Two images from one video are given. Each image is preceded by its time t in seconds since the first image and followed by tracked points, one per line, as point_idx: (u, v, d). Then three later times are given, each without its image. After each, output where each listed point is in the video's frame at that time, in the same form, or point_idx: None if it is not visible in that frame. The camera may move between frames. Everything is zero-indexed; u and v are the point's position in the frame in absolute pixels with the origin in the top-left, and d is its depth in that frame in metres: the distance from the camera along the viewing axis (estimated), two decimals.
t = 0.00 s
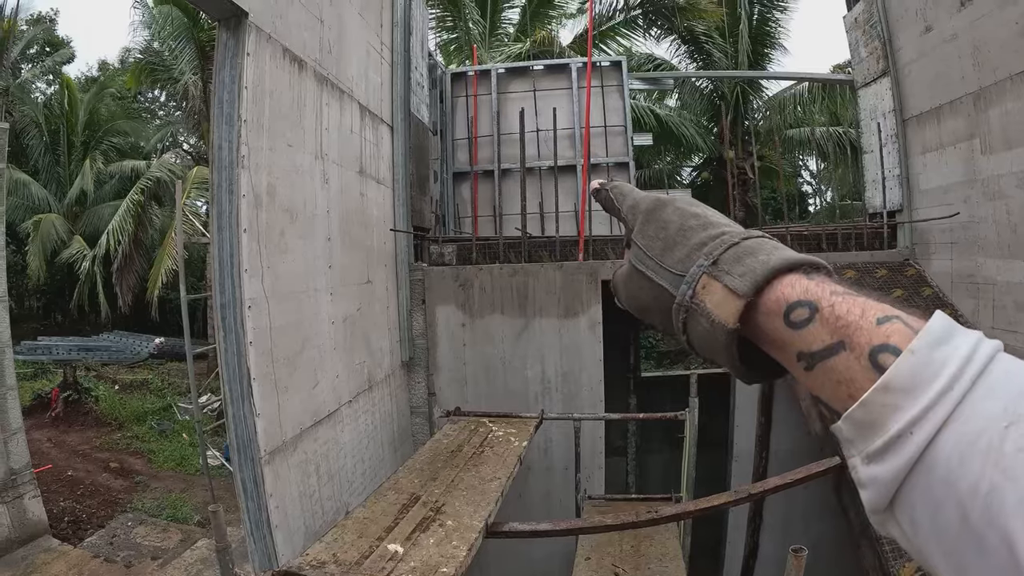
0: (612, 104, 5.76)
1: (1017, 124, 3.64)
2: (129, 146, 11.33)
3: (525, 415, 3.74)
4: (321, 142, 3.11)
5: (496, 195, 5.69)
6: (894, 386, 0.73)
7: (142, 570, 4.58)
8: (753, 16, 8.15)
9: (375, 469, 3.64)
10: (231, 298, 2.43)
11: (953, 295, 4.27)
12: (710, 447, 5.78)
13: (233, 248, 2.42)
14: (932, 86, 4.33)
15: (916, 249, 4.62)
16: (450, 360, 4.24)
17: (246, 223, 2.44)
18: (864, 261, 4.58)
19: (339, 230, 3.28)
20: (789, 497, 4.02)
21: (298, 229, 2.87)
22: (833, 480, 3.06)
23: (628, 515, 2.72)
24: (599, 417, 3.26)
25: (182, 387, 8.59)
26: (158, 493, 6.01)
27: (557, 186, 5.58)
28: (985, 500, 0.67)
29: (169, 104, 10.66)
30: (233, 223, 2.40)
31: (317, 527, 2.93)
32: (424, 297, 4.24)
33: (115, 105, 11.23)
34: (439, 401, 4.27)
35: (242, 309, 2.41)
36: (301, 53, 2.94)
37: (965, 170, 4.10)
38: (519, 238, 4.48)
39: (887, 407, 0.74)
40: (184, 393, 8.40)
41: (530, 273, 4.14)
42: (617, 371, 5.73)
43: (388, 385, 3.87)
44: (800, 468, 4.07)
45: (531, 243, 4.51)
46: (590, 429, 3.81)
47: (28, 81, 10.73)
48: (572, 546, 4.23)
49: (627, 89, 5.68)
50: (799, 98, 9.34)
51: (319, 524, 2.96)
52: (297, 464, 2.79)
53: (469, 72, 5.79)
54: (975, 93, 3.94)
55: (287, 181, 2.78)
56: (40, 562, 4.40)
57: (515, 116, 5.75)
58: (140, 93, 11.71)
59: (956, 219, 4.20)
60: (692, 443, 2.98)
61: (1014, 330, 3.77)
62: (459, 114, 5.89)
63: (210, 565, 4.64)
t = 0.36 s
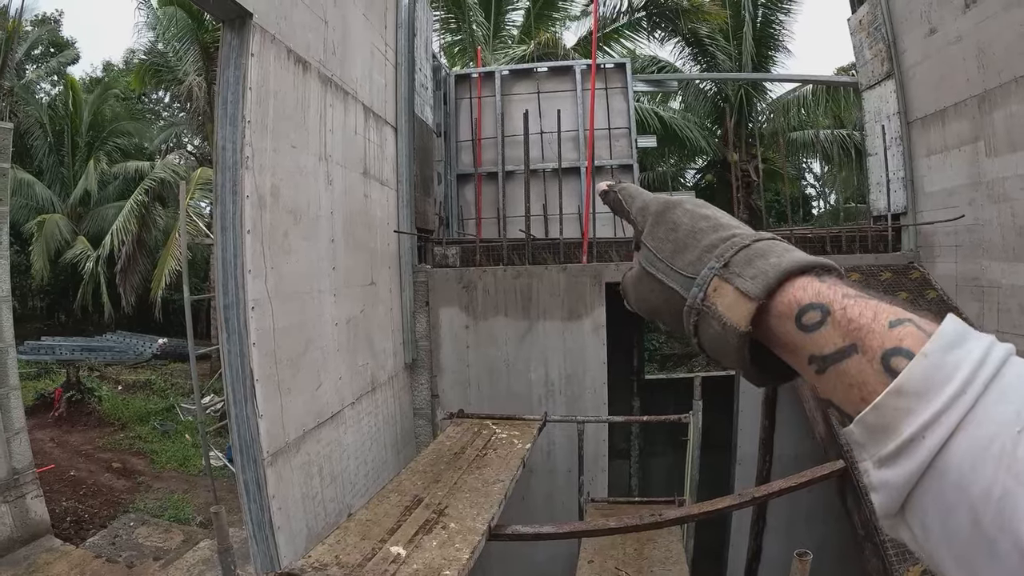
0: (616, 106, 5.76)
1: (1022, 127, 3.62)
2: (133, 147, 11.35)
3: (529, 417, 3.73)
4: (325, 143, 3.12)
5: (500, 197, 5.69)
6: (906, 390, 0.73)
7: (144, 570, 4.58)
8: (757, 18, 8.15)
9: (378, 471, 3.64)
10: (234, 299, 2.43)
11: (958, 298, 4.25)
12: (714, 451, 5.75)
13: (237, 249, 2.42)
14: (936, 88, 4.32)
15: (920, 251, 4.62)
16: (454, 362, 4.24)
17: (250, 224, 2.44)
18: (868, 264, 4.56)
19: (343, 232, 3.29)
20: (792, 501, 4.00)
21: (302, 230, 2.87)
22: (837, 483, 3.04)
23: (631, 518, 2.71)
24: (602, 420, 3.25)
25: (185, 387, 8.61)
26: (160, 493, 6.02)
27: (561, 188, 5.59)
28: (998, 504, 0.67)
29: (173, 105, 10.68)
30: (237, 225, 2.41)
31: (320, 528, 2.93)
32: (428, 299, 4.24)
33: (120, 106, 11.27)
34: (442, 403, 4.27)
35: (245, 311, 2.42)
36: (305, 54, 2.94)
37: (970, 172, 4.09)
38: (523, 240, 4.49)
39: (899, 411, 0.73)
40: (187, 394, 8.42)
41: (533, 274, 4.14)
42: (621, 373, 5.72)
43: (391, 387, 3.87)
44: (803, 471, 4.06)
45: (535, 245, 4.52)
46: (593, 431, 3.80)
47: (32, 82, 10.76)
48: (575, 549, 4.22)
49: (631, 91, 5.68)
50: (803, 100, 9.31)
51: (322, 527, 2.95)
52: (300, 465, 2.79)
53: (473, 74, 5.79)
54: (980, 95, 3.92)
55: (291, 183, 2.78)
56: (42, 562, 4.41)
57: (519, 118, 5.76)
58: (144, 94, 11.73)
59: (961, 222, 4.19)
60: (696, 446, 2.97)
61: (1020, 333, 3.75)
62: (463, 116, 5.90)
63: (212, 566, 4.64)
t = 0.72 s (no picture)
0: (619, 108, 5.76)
1: None
2: (136, 148, 11.37)
3: (531, 419, 3.73)
4: (328, 144, 3.12)
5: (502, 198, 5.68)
6: (981, 303, 0.71)
7: (145, 571, 4.58)
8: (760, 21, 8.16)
9: (380, 473, 3.63)
10: (236, 299, 2.43)
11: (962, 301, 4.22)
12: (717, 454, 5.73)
13: (238, 249, 2.42)
14: (940, 90, 4.30)
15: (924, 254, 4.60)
16: (457, 363, 4.24)
17: (251, 224, 2.44)
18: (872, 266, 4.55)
19: (345, 233, 3.29)
20: (795, 504, 3.99)
21: (304, 231, 2.87)
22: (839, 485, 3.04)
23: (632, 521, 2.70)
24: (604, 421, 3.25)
25: (187, 388, 8.63)
26: (162, 494, 6.02)
27: (564, 190, 5.59)
28: None
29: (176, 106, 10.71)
30: (239, 225, 2.41)
31: (321, 530, 2.93)
32: (430, 300, 4.24)
33: (123, 107, 11.30)
34: (444, 404, 4.26)
35: (246, 310, 2.41)
36: (308, 55, 2.94)
37: (974, 175, 4.07)
38: (526, 242, 4.48)
39: (973, 325, 0.71)
40: (189, 394, 8.43)
41: (536, 276, 4.13)
42: (623, 376, 5.71)
43: (393, 388, 3.86)
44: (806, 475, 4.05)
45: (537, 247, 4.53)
46: (595, 434, 3.80)
47: (36, 82, 10.79)
48: (577, 551, 4.21)
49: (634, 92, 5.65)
50: (806, 101, 9.45)
51: (323, 529, 2.95)
52: (301, 466, 2.78)
53: (475, 75, 5.79)
54: (984, 97, 3.91)
55: (294, 184, 2.78)
56: (43, 561, 4.41)
57: (522, 119, 5.76)
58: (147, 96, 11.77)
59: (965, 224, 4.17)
60: (698, 448, 2.95)
61: None
62: (465, 118, 5.90)
63: (213, 567, 4.64)
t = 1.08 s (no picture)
0: (621, 110, 5.76)
1: None
2: (139, 148, 11.39)
3: (532, 420, 3.72)
4: (329, 145, 3.12)
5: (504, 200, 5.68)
6: None
7: (146, 571, 4.58)
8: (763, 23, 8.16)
9: (380, 473, 3.63)
10: (237, 299, 2.43)
11: (963, 303, 4.10)
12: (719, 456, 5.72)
13: (239, 250, 2.42)
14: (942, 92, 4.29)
15: (926, 255, 4.52)
16: (458, 364, 4.24)
17: (252, 225, 2.44)
18: (874, 268, 4.52)
19: (347, 235, 3.29)
20: (797, 506, 3.97)
21: (305, 232, 2.86)
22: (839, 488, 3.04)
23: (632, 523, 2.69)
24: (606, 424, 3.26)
25: (189, 388, 8.66)
26: (164, 494, 6.03)
27: (566, 191, 5.60)
28: None
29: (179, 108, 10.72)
30: (240, 226, 2.41)
31: (321, 530, 2.92)
32: (431, 301, 4.23)
33: (126, 107, 11.33)
34: (445, 405, 4.25)
35: (246, 310, 2.41)
36: (309, 55, 2.94)
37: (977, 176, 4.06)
38: (527, 243, 4.47)
39: None
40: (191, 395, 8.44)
41: (537, 277, 4.13)
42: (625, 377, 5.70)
43: (394, 389, 3.86)
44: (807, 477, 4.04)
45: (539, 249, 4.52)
46: (596, 436, 3.79)
47: (39, 83, 10.80)
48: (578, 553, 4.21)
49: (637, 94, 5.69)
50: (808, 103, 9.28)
51: (323, 530, 2.95)
52: (302, 467, 2.78)
53: (478, 76, 5.79)
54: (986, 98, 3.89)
55: (294, 185, 2.78)
56: (44, 561, 4.42)
57: (524, 121, 5.77)
58: (150, 96, 11.79)
59: (967, 226, 4.14)
60: (699, 450, 2.95)
61: None
62: (467, 119, 5.90)
63: (213, 568, 4.64)
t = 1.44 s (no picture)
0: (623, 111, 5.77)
1: None
2: (142, 148, 11.43)
3: (533, 422, 3.74)
4: (332, 147, 3.13)
5: (506, 200, 5.70)
6: None
7: (148, 570, 4.59)
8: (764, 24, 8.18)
9: (382, 474, 3.65)
10: (240, 300, 2.43)
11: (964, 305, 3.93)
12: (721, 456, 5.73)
13: (242, 252, 2.43)
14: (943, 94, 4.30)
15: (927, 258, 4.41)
16: (459, 365, 4.25)
17: (255, 227, 2.45)
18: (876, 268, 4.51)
19: (350, 236, 3.31)
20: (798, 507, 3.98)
21: (307, 235, 2.88)
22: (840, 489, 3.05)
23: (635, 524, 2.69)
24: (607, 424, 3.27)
25: (192, 388, 8.69)
26: (166, 493, 6.05)
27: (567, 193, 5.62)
28: None
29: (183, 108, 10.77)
30: (243, 227, 2.42)
31: (323, 530, 2.93)
32: (434, 303, 4.25)
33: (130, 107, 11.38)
34: (446, 407, 4.27)
35: (250, 310, 2.42)
36: (312, 57, 2.95)
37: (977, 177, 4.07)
38: (529, 244, 4.49)
39: None
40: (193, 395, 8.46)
41: (539, 278, 4.15)
42: (626, 378, 5.71)
43: (396, 391, 3.88)
44: (808, 478, 4.05)
45: (541, 249, 4.54)
46: (598, 436, 3.80)
47: (43, 83, 10.85)
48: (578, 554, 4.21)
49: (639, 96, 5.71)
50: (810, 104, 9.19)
51: (326, 531, 2.96)
52: (305, 467, 2.79)
53: (480, 78, 5.83)
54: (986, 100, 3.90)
55: (297, 187, 2.79)
56: (46, 560, 4.43)
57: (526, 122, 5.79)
58: (154, 97, 11.84)
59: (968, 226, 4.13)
60: (700, 451, 2.96)
61: None
62: (470, 121, 5.92)
63: (215, 567, 4.65)
